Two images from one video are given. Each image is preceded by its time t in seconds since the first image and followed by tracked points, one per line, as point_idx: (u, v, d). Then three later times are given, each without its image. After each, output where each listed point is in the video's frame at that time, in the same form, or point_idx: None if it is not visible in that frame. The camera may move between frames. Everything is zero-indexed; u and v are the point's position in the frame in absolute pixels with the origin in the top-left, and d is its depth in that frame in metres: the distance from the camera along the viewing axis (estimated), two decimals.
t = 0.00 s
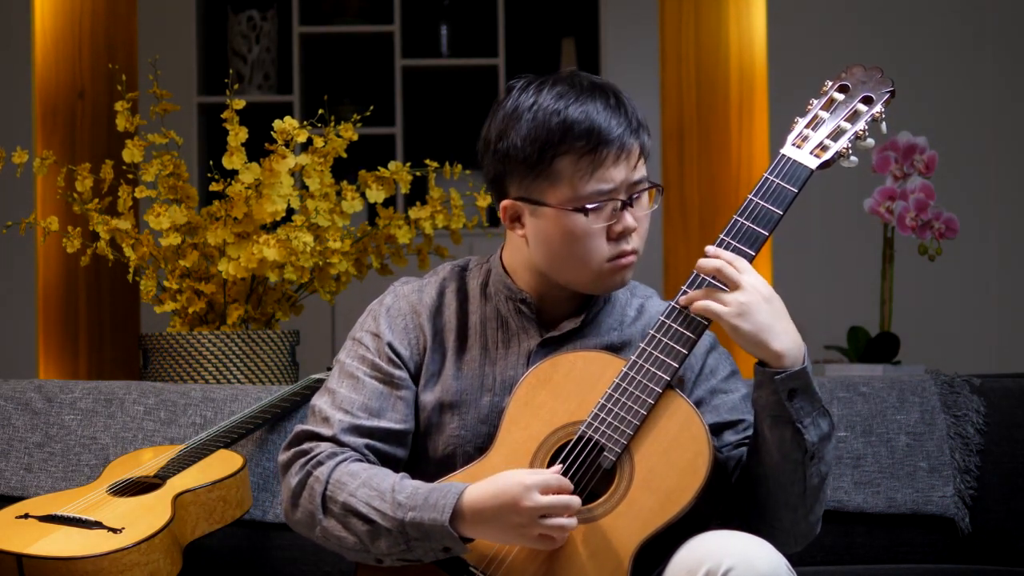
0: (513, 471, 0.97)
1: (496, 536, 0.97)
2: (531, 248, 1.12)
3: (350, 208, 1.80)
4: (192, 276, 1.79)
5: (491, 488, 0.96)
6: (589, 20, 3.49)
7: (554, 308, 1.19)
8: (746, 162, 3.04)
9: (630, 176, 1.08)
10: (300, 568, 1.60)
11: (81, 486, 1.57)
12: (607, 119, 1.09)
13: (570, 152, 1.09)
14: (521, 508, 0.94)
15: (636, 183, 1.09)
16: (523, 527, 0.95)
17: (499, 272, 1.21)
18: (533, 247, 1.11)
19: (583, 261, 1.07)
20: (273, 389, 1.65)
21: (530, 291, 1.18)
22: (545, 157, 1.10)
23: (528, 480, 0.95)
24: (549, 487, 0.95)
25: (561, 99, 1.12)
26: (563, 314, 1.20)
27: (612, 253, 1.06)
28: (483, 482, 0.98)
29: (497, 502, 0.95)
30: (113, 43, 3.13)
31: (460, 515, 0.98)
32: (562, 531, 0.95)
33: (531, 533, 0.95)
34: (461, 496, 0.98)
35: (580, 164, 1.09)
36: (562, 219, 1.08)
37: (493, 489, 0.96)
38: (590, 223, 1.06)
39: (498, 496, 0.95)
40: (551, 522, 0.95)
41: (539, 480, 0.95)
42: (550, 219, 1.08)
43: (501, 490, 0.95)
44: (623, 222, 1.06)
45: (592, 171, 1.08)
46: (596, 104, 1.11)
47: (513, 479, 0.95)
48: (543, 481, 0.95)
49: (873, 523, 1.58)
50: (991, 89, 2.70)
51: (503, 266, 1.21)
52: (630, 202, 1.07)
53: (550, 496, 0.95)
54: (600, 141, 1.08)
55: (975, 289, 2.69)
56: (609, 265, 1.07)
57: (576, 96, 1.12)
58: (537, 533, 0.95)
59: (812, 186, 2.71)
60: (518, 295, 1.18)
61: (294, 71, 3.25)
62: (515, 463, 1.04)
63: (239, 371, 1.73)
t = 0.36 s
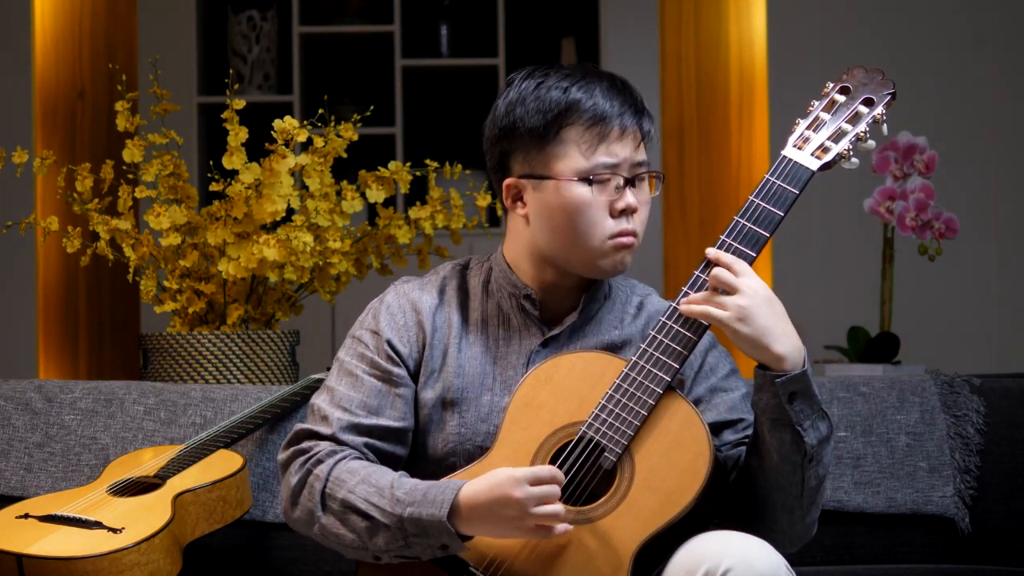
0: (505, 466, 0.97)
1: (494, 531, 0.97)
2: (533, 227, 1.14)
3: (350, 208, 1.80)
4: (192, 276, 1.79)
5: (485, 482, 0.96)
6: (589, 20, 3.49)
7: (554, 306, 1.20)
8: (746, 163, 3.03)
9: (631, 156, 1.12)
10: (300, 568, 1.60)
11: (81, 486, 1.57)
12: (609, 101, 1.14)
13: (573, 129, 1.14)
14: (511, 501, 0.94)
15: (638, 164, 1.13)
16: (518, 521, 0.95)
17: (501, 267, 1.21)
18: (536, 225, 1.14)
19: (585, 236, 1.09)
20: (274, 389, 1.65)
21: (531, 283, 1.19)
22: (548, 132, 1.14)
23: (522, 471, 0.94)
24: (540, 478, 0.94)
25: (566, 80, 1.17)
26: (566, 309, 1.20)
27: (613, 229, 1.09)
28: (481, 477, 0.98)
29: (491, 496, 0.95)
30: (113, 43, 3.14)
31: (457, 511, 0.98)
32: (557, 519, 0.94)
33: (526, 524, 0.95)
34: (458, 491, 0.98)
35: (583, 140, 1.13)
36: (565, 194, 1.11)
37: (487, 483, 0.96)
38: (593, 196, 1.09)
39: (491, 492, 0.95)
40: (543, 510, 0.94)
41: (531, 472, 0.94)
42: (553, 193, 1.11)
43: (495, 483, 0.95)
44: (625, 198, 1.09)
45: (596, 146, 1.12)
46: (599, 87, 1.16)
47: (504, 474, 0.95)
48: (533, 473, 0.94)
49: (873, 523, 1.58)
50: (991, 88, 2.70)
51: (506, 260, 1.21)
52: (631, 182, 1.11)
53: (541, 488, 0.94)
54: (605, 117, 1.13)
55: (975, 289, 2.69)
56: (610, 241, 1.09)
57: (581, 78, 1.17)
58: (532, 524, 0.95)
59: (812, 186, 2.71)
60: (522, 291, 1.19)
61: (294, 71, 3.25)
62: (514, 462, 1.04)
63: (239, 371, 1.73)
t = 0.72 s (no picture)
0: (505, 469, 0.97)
1: (490, 535, 0.97)
2: (520, 211, 1.19)
3: (350, 208, 1.80)
4: (192, 276, 1.79)
5: (482, 484, 0.96)
6: (590, 20, 3.49)
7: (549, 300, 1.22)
8: (746, 158, 3.03)
9: (610, 135, 1.17)
10: (300, 568, 1.60)
11: (81, 486, 1.57)
12: (583, 85, 1.20)
13: (551, 111, 1.19)
14: (511, 505, 0.94)
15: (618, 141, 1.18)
16: (515, 525, 0.95)
17: (493, 260, 1.23)
18: (523, 208, 1.18)
19: (570, 213, 1.14)
20: (273, 389, 1.66)
21: (526, 274, 1.21)
22: (526, 115, 1.20)
23: (522, 477, 0.95)
24: (542, 485, 0.95)
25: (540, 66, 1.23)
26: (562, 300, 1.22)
27: (597, 204, 1.13)
28: (478, 479, 0.98)
29: (491, 499, 0.95)
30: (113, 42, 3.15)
31: (454, 512, 0.98)
32: (553, 528, 0.95)
33: (523, 530, 0.95)
34: (456, 492, 0.98)
35: (561, 120, 1.18)
36: (549, 173, 1.16)
37: (484, 485, 0.96)
38: (576, 173, 1.14)
39: (490, 494, 0.95)
40: (541, 519, 0.95)
41: (532, 477, 0.95)
42: (537, 172, 1.16)
43: (493, 487, 0.95)
44: (606, 173, 1.14)
45: (575, 125, 1.18)
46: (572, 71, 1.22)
47: (505, 477, 0.95)
48: (535, 480, 0.95)
49: (873, 523, 1.58)
50: (991, 88, 2.70)
51: (496, 255, 1.23)
52: (611, 160, 1.16)
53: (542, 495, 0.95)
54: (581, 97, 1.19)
55: (976, 288, 2.69)
56: (595, 216, 1.13)
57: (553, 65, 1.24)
58: (527, 530, 0.96)
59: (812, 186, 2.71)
60: (518, 283, 1.20)
61: (294, 71, 3.25)
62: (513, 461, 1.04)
63: (239, 371, 1.73)
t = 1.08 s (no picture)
0: (506, 461, 0.98)
1: (490, 526, 0.97)
2: (510, 206, 1.19)
3: (350, 208, 1.80)
4: (192, 276, 1.80)
5: (483, 475, 0.96)
6: (590, 21, 3.49)
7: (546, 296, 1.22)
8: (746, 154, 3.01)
9: (597, 130, 1.18)
10: (300, 568, 1.60)
11: (81, 486, 1.57)
12: (569, 82, 1.22)
13: (538, 107, 1.21)
14: (512, 493, 0.94)
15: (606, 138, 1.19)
16: (517, 515, 0.95)
17: (488, 258, 1.24)
18: (512, 203, 1.18)
19: (559, 206, 1.14)
20: (274, 389, 1.66)
21: (520, 271, 1.22)
22: (513, 110, 1.22)
23: (525, 468, 0.95)
24: (544, 473, 0.95)
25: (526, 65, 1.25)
26: (556, 295, 1.23)
27: (586, 197, 1.13)
28: (478, 471, 0.98)
29: (491, 489, 0.95)
30: (113, 42, 3.15)
31: (455, 503, 0.98)
32: (555, 519, 0.95)
33: (525, 520, 0.95)
34: (457, 483, 0.98)
35: (549, 115, 1.20)
36: (538, 166, 1.16)
37: (486, 475, 0.96)
38: (565, 165, 1.15)
39: (492, 483, 0.95)
40: (543, 509, 0.95)
41: (534, 467, 0.95)
42: (526, 165, 1.17)
43: (496, 478, 0.95)
44: (594, 167, 1.14)
45: (563, 120, 1.19)
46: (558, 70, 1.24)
47: (507, 466, 0.95)
48: (537, 469, 0.95)
49: (873, 523, 1.59)
50: (991, 88, 2.69)
51: (490, 254, 1.24)
52: (599, 154, 1.16)
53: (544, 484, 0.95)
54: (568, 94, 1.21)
55: (976, 288, 2.69)
56: (585, 209, 1.13)
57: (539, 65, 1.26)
58: (530, 521, 0.95)
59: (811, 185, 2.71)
60: (514, 278, 1.21)
61: (294, 70, 3.25)
62: (513, 457, 1.04)
63: (239, 371, 1.73)
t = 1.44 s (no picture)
0: (503, 453, 0.98)
1: (486, 519, 0.97)
2: (512, 205, 1.19)
3: (349, 208, 1.80)
4: (192, 276, 1.80)
5: (479, 467, 0.97)
6: (590, 21, 3.49)
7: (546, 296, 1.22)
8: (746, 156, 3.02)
9: (602, 132, 1.18)
10: (300, 568, 1.60)
11: (81, 486, 1.57)
12: (575, 84, 1.22)
13: (543, 107, 1.21)
14: (507, 483, 0.94)
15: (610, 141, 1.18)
16: (512, 506, 0.95)
17: (489, 258, 1.24)
18: (514, 202, 1.18)
19: (560, 206, 1.14)
20: (274, 389, 1.66)
21: (520, 271, 1.22)
22: (518, 109, 1.22)
23: (520, 459, 0.95)
24: (539, 463, 0.95)
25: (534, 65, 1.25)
26: (556, 295, 1.23)
27: (588, 198, 1.13)
28: (475, 463, 0.99)
29: (487, 480, 0.95)
30: (113, 42, 3.15)
31: (451, 494, 0.98)
32: (548, 511, 0.95)
33: (520, 511, 0.95)
34: (453, 474, 0.98)
35: (554, 116, 1.20)
36: (541, 165, 1.16)
37: (482, 466, 0.97)
38: (567, 165, 1.15)
39: (487, 474, 0.96)
40: (538, 500, 0.94)
41: (529, 457, 0.95)
42: (529, 164, 1.17)
43: (492, 468, 0.95)
44: (597, 169, 1.14)
45: (567, 121, 1.19)
46: (563, 70, 1.24)
47: (503, 457, 0.96)
48: (533, 459, 0.95)
49: (873, 523, 1.59)
50: (991, 88, 2.69)
51: (491, 254, 1.24)
52: (602, 157, 1.16)
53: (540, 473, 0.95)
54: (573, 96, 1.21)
55: (977, 289, 2.68)
56: (585, 210, 1.13)
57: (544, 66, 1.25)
58: (525, 512, 0.95)
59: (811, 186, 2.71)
60: (514, 279, 1.21)
61: (294, 70, 3.25)
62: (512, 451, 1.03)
63: (238, 371, 1.73)
